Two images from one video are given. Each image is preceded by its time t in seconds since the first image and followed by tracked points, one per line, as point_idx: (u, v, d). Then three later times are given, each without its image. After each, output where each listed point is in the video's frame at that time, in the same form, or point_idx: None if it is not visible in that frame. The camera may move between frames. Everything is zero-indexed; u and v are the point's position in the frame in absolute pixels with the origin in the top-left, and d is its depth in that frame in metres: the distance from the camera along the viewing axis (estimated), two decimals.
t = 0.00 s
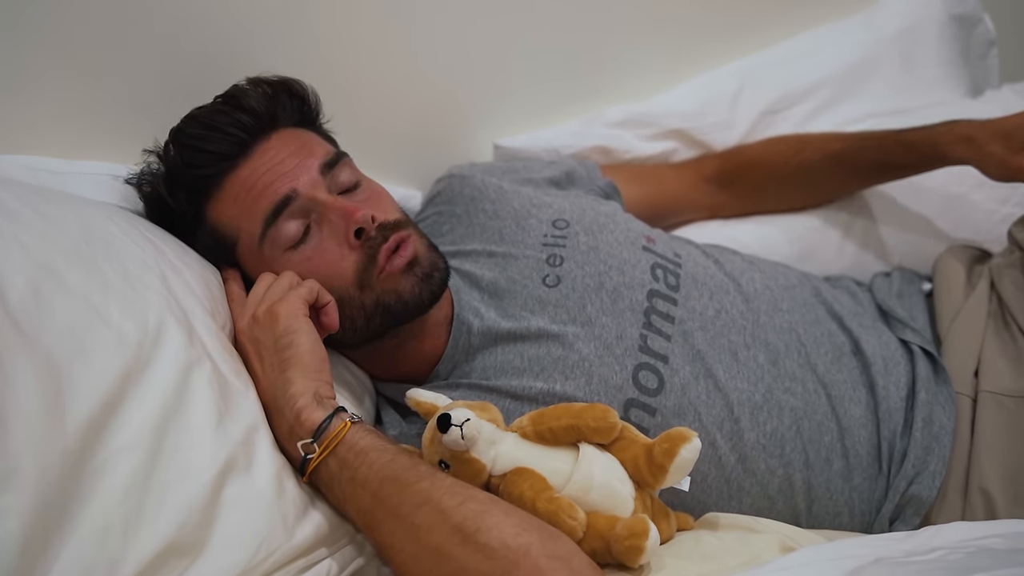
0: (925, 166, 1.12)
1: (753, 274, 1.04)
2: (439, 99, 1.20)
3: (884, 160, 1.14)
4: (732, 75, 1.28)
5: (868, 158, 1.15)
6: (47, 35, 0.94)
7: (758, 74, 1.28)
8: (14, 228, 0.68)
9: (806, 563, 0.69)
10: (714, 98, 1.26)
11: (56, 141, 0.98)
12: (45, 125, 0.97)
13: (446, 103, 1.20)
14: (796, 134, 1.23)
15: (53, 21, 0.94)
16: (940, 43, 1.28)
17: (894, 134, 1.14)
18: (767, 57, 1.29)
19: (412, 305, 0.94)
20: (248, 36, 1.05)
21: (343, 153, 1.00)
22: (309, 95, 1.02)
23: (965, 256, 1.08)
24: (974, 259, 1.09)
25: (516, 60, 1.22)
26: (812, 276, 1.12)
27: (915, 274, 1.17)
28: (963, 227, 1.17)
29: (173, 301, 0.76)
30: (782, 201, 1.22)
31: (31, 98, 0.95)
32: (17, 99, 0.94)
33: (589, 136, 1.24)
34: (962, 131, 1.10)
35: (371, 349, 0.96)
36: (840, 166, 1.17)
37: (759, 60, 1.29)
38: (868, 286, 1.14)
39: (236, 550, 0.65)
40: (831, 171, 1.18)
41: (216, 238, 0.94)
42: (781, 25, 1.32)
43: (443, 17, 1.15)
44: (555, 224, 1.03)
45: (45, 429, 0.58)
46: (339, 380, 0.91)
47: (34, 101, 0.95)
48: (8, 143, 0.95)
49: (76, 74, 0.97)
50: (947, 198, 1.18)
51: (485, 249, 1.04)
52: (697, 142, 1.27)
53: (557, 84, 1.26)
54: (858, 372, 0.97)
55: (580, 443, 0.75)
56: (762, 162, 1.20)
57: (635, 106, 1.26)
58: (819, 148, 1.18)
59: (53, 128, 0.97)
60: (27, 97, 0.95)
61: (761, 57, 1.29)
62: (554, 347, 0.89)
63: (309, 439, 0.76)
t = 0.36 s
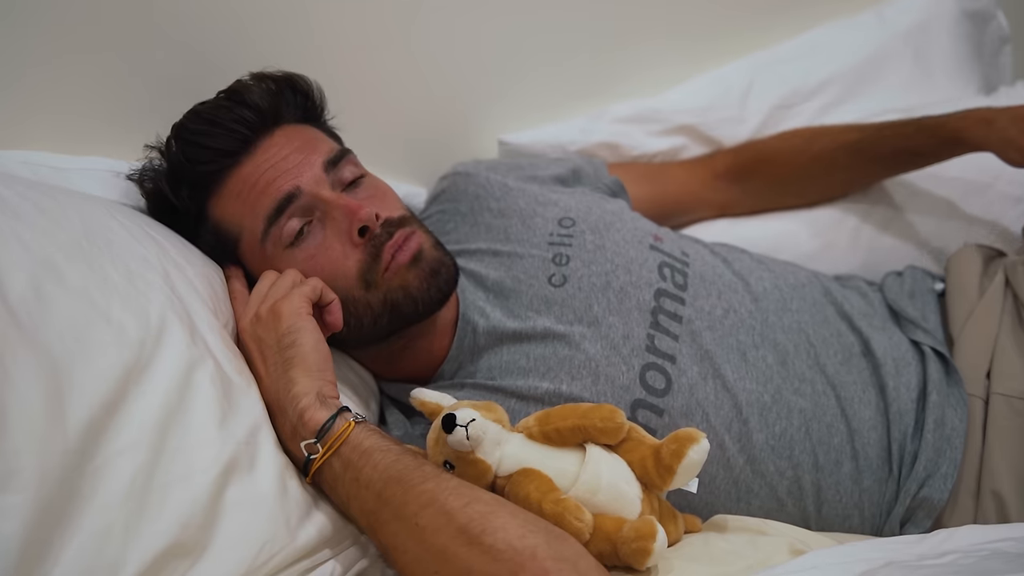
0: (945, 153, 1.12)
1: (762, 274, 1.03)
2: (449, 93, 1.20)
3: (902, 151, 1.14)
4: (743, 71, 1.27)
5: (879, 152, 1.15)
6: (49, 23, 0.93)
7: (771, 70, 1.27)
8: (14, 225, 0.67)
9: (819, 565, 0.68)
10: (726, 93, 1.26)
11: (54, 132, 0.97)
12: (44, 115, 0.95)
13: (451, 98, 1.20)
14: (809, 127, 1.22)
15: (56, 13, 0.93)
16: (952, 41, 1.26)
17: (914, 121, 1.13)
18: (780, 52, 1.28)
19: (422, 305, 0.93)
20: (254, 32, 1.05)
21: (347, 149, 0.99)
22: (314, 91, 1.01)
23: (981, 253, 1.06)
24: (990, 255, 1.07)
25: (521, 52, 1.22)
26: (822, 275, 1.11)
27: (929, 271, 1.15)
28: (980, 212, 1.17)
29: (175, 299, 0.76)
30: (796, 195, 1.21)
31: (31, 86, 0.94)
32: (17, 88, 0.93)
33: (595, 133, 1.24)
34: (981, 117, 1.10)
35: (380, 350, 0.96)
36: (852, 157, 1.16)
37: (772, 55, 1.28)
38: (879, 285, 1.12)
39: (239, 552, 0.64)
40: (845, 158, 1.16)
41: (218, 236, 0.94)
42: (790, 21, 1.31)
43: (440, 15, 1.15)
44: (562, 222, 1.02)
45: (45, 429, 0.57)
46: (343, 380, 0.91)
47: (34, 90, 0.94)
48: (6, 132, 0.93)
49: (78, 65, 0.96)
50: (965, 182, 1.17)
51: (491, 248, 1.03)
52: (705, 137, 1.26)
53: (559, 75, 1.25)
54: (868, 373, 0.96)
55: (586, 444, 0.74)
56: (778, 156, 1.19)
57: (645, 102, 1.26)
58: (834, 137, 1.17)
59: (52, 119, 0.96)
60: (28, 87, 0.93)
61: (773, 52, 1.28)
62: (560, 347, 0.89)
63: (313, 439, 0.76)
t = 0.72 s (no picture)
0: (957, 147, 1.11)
1: (773, 275, 1.02)
2: (455, 92, 1.19)
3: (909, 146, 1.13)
4: (752, 70, 1.26)
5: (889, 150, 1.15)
6: (52, 20, 0.92)
7: (778, 68, 1.26)
8: (16, 224, 0.66)
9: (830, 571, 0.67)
10: (736, 91, 1.24)
11: (54, 130, 0.96)
12: (44, 113, 0.95)
13: (459, 95, 1.19)
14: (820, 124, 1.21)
15: (59, 9, 0.92)
16: (964, 37, 1.25)
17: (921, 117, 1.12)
18: (788, 50, 1.27)
19: (426, 314, 0.92)
20: (258, 30, 1.04)
21: (354, 150, 0.98)
22: (320, 90, 1.00)
23: (997, 255, 1.05)
24: (1006, 257, 1.05)
25: (522, 54, 1.20)
26: (833, 276, 1.10)
27: (940, 273, 1.14)
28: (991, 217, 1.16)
29: (178, 300, 0.75)
30: (807, 191, 1.20)
31: (31, 83, 0.93)
32: (17, 85, 0.92)
33: (603, 133, 1.24)
34: (991, 112, 1.09)
35: (385, 352, 0.94)
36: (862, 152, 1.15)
37: (780, 53, 1.27)
38: (891, 287, 1.11)
39: (243, 557, 0.63)
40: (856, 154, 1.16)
41: (223, 235, 0.93)
42: (800, 19, 1.30)
43: (448, 16, 1.13)
44: (570, 223, 1.01)
45: (48, 433, 0.56)
46: (349, 381, 0.90)
47: (35, 87, 0.93)
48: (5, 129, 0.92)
49: (80, 63, 0.95)
50: (990, 169, 1.17)
51: (498, 248, 1.02)
52: (713, 137, 1.25)
53: (561, 78, 1.24)
54: (881, 375, 0.95)
55: (595, 446, 0.73)
56: (779, 154, 1.19)
57: (653, 101, 1.25)
58: (843, 134, 1.16)
59: (52, 117, 0.95)
60: (29, 83, 0.93)
61: (782, 51, 1.27)
62: (569, 348, 0.88)
63: (318, 441, 0.75)
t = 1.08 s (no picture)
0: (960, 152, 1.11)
1: (775, 275, 1.02)
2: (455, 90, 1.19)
3: (906, 168, 1.13)
4: (753, 69, 1.26)
5: (886, 168, 1.14)
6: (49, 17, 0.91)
7: (780, 67, 1.25)
8: (13, 222, 0.65)
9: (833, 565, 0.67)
10: (737, 91, 1.24)
11: (56, 128, 0.95)
12: (45, 113, 0.94)
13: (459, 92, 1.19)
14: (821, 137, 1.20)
15: (60, 6, 0.91)
16: (966, 37, 1.25)
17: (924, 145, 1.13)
18: (790, 50, 1.26)
19: (429, 317, 0.92)
20: (259, 25, 1.03)
21: (354, 148, 0.97)
22: (321, 87, 1.00)
23: (1001, 258, 1.05)
24: (1010, 260, 1.05)
25: (523, 55, 1.20)
26: (835, 276, 1.10)
27: (941, 274, 1.14)
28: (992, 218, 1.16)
29: (177, 299, 0.74)
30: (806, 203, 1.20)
31: (33, 79, 0.92)
32: (17, 86, 0.92)
33: (604, 132, 1.23)
34: (993, 150, 1.10)
35: (386, 353, 0.94)
36: (856, 175, 1.15)
37: (782, 52, 1.26)
38: (893, 287, 1.11)
39: (241, 557, 0.62)
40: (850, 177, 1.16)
41: (222, 233, 0.92)
42: (802, 17, 1.29)
43: (452, 14, 1.13)
44: (571, 222, 1.01)
45: (46, 433, 0.56)
46: (348, 381, 0.89)
47: (36, 82, 0.93)
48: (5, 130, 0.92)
49: (79, 62, 0.94)
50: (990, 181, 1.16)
51: (499, 248, 1.02)
52: (714, 137, 1.25)
53: (562, 78, 1.23)
54: (883, 376, 0.94)
55: (596, 447, 0.72)
56: (782, 162, 1.18)
57: (654, 101, 1.24)
58: (841, 154, 1.16)
59: (52, 117, 0.95)
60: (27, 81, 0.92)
61: (784, 50, 1.26)
62: (570, 348, 0.88)
63: (317, 441, 0.74)
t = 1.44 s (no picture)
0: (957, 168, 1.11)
1: (773, 282, 1.02)
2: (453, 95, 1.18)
3: (908, 189, 1.13)
4: (751, 73, 1.26)
5: (887, 185, 1.14)
6: (48, 22, 0.92)
7: (777, 71, 1.25)
8: (10, 230, 0.65)
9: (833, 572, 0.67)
10: (735, 96, 1.24)
11: (55, 133, 0.95)
12: (42, 117, 0.94)
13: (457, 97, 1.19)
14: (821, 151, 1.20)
15: (59, 12, 0.92)
16: (964, 42, 1.25)
17: (925, 170, 1.12)
18: (788, 54, 1.26)
19: (420, 320, 0.91)
20: (254, 27, 1.03)
21: (352, 156, 0.97)
22: (318, 94, 1.00)
23: (998, 264, 1.05)
24: (1007, 267, 1.06)
25: (522, 58, 1.20)
26: (833, 283, 1.10)
27: (939, 280, 1.14)
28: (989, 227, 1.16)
29: (174, 306, 0.74)
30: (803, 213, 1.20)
31: (33, 84, 0.93)
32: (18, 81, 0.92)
33: (601, 137, 1.23)
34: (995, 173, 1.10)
35: (380, 358, 0.93)
36: (861, 191, 1.15)
37: (780, 57, 1.26)
38: (891, 293, 1.11)
39: (238, 566, 0.62)
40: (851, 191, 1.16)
41: (218, 240, 0.92)
42: (800, 21, 1.28)
43: (446, 17, 1.13)
44: (569, 230, 1.01)
45: (42, 442, 0.56)
46: (344, 388, 0.89)
47: (36, 87, 0.93)
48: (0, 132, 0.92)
49: (80, 69, 0.95)
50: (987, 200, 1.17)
51: (497, 255, 1.02)
52: (712, 144, 1.25)
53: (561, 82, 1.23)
54: (881, 383, 0.94)
55: (593, 455, 0.72)
56: (786, 176, 1.18)
57: (652, 106, 1.24)
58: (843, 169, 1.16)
59: (49, 122, 0.95)
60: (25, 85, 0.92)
61: (783, 54, 1.26)
62: (568, 356, 0.87)
63: (314, 450, 0.74)
